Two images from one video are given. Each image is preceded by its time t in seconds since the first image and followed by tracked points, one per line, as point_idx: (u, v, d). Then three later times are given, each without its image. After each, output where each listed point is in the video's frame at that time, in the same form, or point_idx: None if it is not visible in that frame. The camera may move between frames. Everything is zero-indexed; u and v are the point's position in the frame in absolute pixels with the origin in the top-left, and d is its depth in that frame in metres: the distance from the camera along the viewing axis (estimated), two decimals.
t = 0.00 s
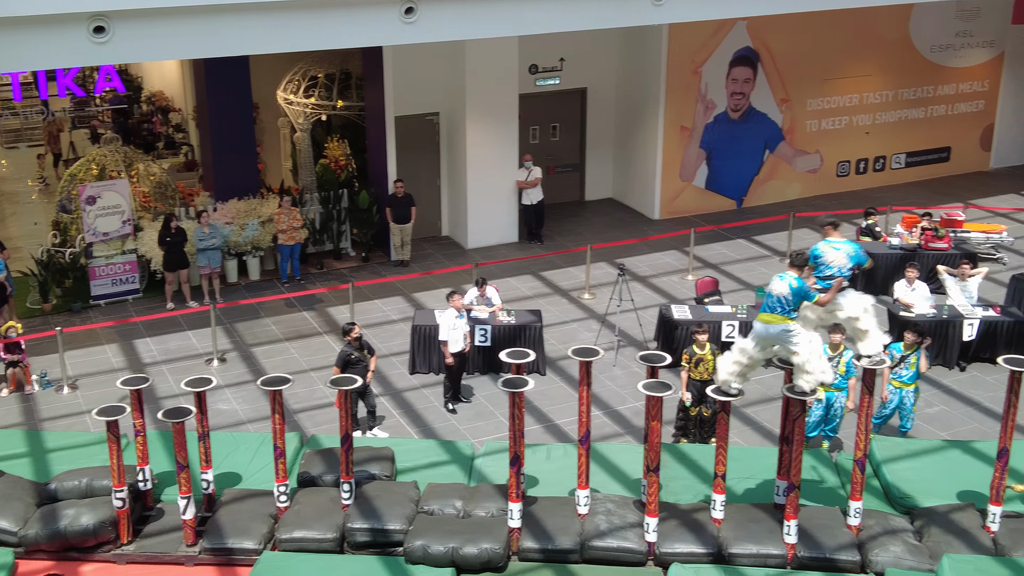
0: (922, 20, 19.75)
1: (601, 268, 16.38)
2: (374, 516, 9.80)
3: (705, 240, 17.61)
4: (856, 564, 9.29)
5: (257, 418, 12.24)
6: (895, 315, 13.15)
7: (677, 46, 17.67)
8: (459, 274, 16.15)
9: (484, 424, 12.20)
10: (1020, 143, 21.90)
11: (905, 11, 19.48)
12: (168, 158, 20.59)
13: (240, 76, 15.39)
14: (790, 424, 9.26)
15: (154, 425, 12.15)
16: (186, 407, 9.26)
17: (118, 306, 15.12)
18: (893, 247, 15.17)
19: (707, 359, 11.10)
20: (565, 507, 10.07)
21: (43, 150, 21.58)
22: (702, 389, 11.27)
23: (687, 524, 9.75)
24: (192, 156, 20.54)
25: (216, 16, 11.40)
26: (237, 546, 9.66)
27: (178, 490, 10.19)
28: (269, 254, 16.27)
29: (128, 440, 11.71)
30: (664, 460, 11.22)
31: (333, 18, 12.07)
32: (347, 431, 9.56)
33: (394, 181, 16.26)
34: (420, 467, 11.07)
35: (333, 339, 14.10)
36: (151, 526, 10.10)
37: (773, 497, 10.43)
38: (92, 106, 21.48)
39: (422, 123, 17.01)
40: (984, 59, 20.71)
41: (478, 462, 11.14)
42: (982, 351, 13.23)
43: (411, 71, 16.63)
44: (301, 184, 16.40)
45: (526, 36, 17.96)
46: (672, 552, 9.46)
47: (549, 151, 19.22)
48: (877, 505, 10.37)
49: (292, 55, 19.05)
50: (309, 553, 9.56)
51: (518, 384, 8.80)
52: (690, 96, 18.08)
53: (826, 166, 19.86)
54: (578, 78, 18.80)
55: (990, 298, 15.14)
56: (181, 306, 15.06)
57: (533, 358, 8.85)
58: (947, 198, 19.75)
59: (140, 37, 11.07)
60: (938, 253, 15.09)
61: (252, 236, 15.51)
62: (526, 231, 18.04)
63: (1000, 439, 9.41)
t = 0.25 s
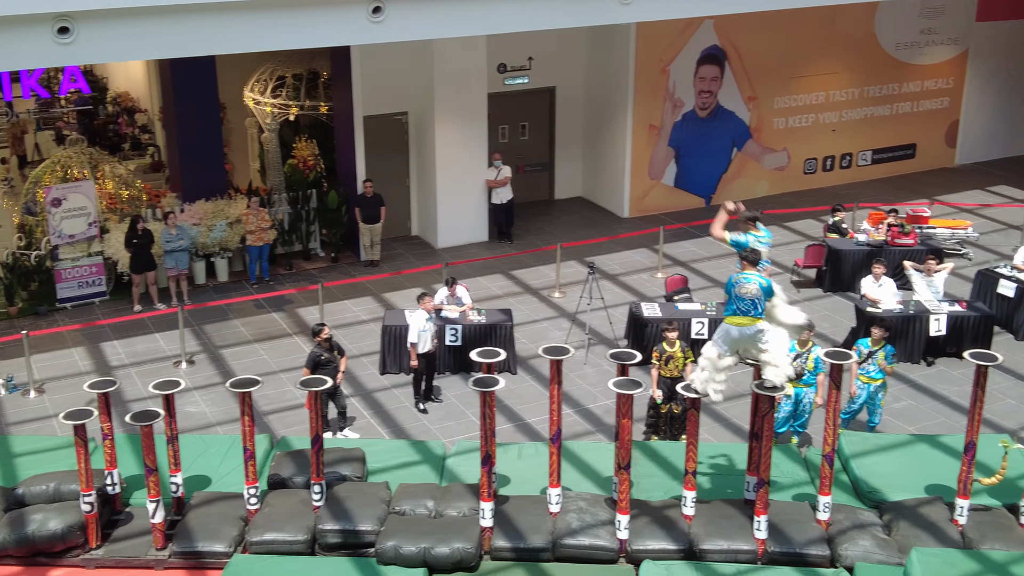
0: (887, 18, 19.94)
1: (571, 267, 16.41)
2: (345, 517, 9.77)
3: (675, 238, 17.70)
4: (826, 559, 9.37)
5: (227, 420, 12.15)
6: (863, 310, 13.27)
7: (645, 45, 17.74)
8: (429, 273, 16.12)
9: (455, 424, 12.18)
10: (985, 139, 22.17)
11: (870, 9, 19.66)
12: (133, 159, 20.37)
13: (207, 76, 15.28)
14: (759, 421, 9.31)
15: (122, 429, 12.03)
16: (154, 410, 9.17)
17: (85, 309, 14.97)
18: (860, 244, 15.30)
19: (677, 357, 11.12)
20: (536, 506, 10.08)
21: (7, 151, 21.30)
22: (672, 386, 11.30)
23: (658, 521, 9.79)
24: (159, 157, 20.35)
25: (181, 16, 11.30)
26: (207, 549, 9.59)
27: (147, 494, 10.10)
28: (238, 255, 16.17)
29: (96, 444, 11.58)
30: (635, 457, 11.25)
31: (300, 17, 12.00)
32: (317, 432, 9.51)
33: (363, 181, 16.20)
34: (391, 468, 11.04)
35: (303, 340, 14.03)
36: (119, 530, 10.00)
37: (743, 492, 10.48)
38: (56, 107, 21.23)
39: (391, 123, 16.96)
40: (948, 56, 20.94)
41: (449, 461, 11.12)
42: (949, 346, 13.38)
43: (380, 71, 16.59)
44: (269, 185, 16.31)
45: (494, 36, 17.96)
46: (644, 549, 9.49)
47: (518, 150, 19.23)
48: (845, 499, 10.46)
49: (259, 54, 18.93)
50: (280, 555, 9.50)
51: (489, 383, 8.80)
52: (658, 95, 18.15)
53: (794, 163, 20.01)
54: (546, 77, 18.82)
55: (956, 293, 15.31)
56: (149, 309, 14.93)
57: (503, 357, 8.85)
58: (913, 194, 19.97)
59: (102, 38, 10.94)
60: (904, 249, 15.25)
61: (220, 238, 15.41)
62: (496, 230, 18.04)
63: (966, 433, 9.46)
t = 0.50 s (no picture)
0: (852, 16, 20.13)
1: (541, 265, 16.43)
2: (316, 519, 9.71)
3: (644, 236, 17.77)
4: (796, 554, 9.44)
5: (195, 423, 12.06)
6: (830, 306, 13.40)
7: (612, 44, 17.79)
8: (399, 273, 16.08)
9: (426, 424, 12.15)
10: (949, 135, 22.44)
11: (835, 8, 19.84)
12: (98, 160, 20.14)
13: (172, 76, 15.14)
14: (728, 417, 9.35)
15: (89, 433, 11.90)
16: (122, 414, 9.07)
17: (51, 312, 14.79)
18: (827, 241, 15.44)
19: (647, 354, 11.18)
20: (508, 505, 10.08)
21: None
22: (642, 383, 11.36)
23: (630, 519, 9.82)
24: (124, 158, 20.16)
25: (146, 16, 11.19)
26: (177, 553, 9.50)
27: (115, 498, 9.99)
28: (205, 256, 16.05)
29: (63, 448, 11.45)
30: (606, 455, 11.28)
31: (267, 17, 11.92)
32: (287, 434, 9.45)
33: (331, 181, 16.12)
34: (362, 469, 10.99)
35: (272, 342, 13.95)
36: (88, 535, 9.89)
37: (713, 489, 10.54)
38: (19, 109, 20.97)
39: (359, 123, 16.90)
40: (913, 53, 21.17)
41: (420, 462, 11.09)
42: (916, 341, 13.55)
43: (348, 70, 16.52)
44: (236, 185, 16.20)
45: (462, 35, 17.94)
46: (615, 547, 9.52)
47: (487, 149, 19.22)
48: (815, 494, 10.54)
49: (225, 54, 18.80)
50: (250, 558, 9.44)
51: (459, 383, 8.79)
52: (626, 93, 18.21)
53: (761, 161, 20.15)
54: (515, 76, 18.83)
55: (922, 288, 15.49)
56: (115, 312, 14.78)
57: (474, 356, 8.84)
58: (879, 191, 20.17)
59: (63, 38, 10.79)
60: (870, 245, 15.39)
61: (187, 239, 15.29)
62: (465, 229, 18.02)
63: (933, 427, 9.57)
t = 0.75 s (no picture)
0: (825, 15, 20.27)
1: (517, 264, 16.44)
2: (294, 520, 9.67)
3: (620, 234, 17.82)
4: (773, 549, 9.50)
5: (171, 425, 11.97)
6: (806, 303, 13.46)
7: (587, 43, 17.82)
8: (375, 273, 16.04)
9: (404, 424, 12.13)
10: (922, 132, 22.66)
11: (808, 6, 19.97)
12: (71, 161, 19.93)
13: (145, 76, 15.02)
14: (705, 414, 9.40)
15: (64, 436, 11.79)
16: (97, 416, 8.99)
17: (23, 314, 14.64)
18: (801, 238, 15.54)
19: (623, 353, 11.15)
20: (487, 504, 10.08)
21: None
22: (619, 382, 11.38)
23: (608, 516, 9.84)
24: (97, 159, 19.98)
25: (118, 16, 11.09)
26: (153, 556, 9.43)
27: (90, 501, 9.90)
28: (179, 257, 15.94)
29: (37, 452, 11.34)
30: (584, 453, 11.31)
31: (241, 16, 11.84)
32: (264, 435, 9.39)
33: (306, 181, 16.05)
34: (340, 469, 10.95)
35: (248, 343, 13.88)
36: (63, 538, 9.80)
37: (691, 485, 10.59)
38: None
39: (334, 122, 16.84)
40: (885, 51, 21.35)
41: (398, 462, 11.07)
42: (890, 337, 13.66)
43: (323, 69, 16.45)
44: (210, 185, 16.11)
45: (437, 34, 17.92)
46: (594, 545, 9.54)
47: (463, 148, 19.21)
48: (791, 490, 10.61)
49: (199, 54, 18.68)
50: (227, 560, 9.38)
51: (437, 382, 8.77)
52: (601, 92, 18.25)
53: (735, 159, 20.25)
54: (490, 75, 18.82)
55: (896, 285, 15.63)
56: (89, 313, 14.65)
57: (452, 355, 8.82)
58: (852, 188, 20.34)
59: (33, 39, 10.67)
60: (844, 242, 15.60)
61: (161, 240, 15.18)
62: (441, 229, 18.00)
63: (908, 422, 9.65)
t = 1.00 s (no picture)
0: (807, 13, 20.35)
1: (502, 264, 16.44)
2: (279, 521, 9.64)
3: (604, 233, 17.84)
4: (759, 547, 9.54)
5: (155, 427, 11.91)
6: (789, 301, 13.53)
7: (571, 42, 17.83)
8: (360, 273, 16.01)
9: (389, 424, 12.11)
10: (904, 130, 22.80)
11: (791, 5, 20.05)
12: (52, 162, 19.79)
13: (127, 76, 14.93)
14: (690, 413, 9.42)
15: (47, 438, 11.71)
16: (80, 418, 8.93)
17: (6, 316, 14.53)
18: (785, 236, 15.61)
19: (608, 352, 11.18)
20: (472, 503, 10.07)
21: None
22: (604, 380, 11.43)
23: (594, 515, 9.85)
24: (79, 159, 19.87)
25: (98, 16, 11.02)
26: (138, 558, 9.38)
27: (74, 503, 9.84)
28: (162, 258, 15.87)
29: (20, 454, 11.26)
30: (569, 452, 11.31)
31: (223, 16, 11.79)
32: (248, 435, 9.35)
33: (290, 181, 16.00)
34: (325, 470, 10.93)
35: (232, 343, 13.82)
36: (48, 540, 9.74)
37: (676, 483, 10.62)
38: None
39: (318, 122, 16.80)
40: (867, 50, 21.45)
41: (383, 462, 11.05)
42: (874, 335, 13.74)
43: (306, 69, 16.40)
44: (193, 186, 16.04)
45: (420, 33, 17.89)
46: (580, 543, 9.55)
47: (447, 148, 19.20)
48: (776, 487, 10.65)
49: (181, 54, 18.60)
50: (212, 562, 9.34)
51: (422, 382, 8.75)
52: (585, 91, 18.27)
53: (719, 158, 20.32)
54: (474, 74, 18.81)
55: (879, 282, 15.72)
56: (72, 315, 14.56)
57: (437, 355, 8.79)
58: (835, 186, 20.44)
59: (13, 39, 10.58)
60: (827, 240, 15.68)
61: (144, 240, 15.12)
62: (425, 228, 17.99)
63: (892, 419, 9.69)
